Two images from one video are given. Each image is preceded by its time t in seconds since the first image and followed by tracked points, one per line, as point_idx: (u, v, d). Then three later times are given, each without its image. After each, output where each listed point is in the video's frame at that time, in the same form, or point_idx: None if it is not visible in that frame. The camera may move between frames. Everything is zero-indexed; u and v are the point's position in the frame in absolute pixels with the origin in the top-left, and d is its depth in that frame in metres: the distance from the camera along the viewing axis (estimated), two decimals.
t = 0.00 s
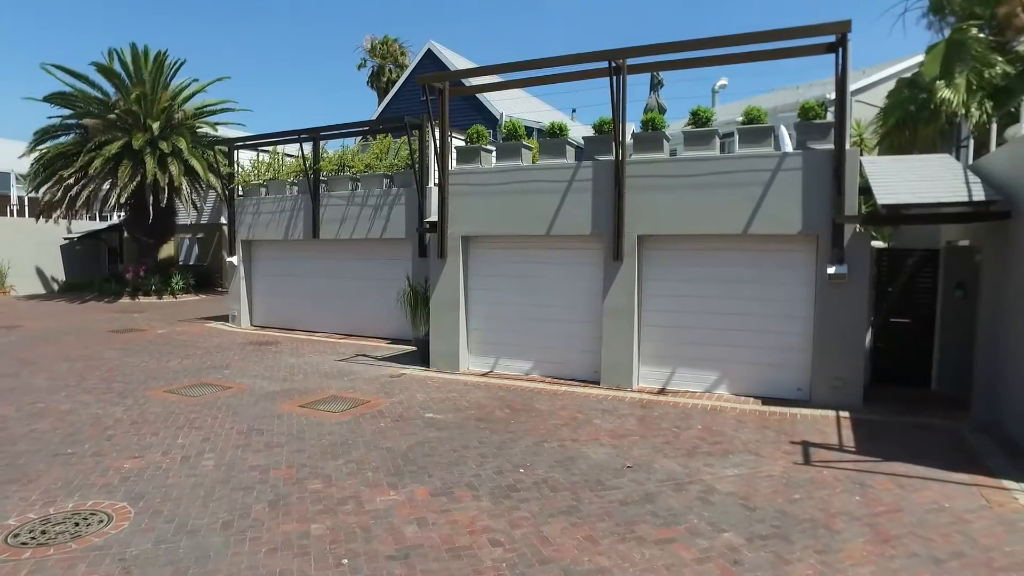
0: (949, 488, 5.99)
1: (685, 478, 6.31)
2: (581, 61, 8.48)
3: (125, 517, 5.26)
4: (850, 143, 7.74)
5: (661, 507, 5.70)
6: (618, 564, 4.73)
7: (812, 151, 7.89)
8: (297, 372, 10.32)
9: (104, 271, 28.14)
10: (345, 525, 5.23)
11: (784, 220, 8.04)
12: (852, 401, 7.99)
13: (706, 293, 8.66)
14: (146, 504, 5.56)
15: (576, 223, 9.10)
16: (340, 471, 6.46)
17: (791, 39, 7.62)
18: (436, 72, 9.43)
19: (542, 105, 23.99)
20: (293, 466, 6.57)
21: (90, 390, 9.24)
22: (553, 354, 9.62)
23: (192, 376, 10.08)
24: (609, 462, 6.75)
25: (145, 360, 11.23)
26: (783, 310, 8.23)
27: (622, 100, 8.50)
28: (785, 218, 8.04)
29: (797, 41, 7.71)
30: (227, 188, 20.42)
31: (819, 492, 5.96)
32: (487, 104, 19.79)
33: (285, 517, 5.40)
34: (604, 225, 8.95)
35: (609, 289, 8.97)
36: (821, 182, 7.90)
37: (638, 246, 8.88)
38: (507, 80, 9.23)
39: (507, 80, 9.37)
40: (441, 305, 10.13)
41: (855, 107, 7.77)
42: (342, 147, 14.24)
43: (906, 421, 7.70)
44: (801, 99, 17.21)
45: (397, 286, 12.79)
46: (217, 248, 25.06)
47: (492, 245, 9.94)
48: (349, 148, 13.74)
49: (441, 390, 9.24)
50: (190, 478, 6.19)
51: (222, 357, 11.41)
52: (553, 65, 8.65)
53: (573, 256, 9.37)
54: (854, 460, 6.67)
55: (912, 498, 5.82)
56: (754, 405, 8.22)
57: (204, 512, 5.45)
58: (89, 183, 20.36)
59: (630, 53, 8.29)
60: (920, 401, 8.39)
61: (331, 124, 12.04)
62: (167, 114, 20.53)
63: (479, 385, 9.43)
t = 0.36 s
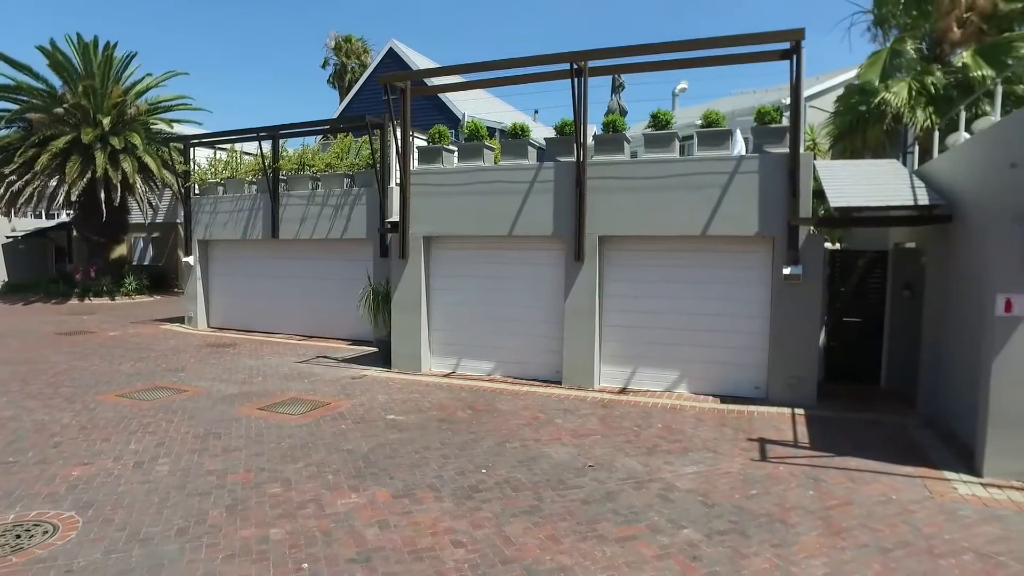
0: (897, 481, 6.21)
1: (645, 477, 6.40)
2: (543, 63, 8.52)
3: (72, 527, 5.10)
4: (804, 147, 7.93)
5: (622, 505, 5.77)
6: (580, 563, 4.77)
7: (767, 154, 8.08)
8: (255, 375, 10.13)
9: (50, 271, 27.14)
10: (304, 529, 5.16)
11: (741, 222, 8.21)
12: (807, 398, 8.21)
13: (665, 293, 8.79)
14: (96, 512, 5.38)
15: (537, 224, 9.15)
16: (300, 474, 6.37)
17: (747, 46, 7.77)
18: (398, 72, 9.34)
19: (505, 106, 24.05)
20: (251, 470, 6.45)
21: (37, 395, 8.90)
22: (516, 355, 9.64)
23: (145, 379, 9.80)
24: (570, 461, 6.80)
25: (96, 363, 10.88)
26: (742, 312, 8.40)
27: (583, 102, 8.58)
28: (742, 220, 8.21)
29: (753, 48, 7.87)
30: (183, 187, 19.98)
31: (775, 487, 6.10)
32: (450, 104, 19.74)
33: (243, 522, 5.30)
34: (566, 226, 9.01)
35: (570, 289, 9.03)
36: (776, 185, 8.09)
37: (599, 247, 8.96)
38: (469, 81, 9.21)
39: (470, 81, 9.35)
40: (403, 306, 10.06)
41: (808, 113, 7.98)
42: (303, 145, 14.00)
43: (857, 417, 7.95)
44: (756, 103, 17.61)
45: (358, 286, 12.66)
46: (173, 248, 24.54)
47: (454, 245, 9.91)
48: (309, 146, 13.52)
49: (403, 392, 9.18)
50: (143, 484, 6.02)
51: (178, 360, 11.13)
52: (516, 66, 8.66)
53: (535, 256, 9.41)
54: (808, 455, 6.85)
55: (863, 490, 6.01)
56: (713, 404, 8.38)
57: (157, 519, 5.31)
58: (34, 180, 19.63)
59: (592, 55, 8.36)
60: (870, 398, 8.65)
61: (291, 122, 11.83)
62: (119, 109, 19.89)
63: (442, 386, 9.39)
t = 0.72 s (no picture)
0: (848, 475, 6.40)
1: (606, 475, 6.46)
2: (504, 64, 8.52)
3: (14, 540, 4.90)
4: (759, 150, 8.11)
5: (583, 504, 5.81)
6: (542, 562, 4.79)
7: (724, 157, 8.23)
8: (211, 378, 9.88)
9: None
10: (262, 535, 5.05)
11: (699, 224, 8.35)
12: (763, 396, 8.39)
13: (625, 293, 8.89)
14: (40, 524, 5.17)
15: (498, 224, 9.15)
16: (257, 478, 6.24)
17: (705, 51, 7.91)
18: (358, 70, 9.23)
19: (466, 106, 24.01)
20: (206, 476, 6.29)
21: None
22: (477, 356, 9.63)
23: (94, 383, 9.46)
24: (531, 461, 6.82)
25: (41, 367, 10.46)
26: (699, 313, 8.63)
27: (545, 103, 8.60)
28: (700, 222, 8.35)
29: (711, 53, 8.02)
30: (132, 183, 19.38)
31: (732, 484, 6.23)
32: (410, 104, 19.60)
33: (198, 529, 5.17)
34: (527, 227, 9.03)
35: (531, 289, 9.06)
36: (732, 187, 8.25)
37: (560, 247, 9.01)
38: (430, 80, 9.15)
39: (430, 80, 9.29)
40: (363, 307, 9.95)
41: (764, 117, 8.14)
42: (260, 143, 13.71)
43: (810, 413, 8.17)
44: (712, 107, 17.96)
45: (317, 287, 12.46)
46: (123, 248, 23.78)
47: (415, 246, 9.84)
48: (267, 144, 13.24)
49: (362, 394, 9.07)
50: (91, 493, 5.81)
51: (129, 363, 10.78)
52: (476, 67, 8.65)
53: (497, 257, 9.41)
54: (763, 452, 7.00)
55: (815, 485, 6.18)
56: (671, 402, 8.51)
57: (107, 528, 5.13)
58: None
59: (552, 57, 8.39)
60: (823, 395, 8.90)
61: (248, 119, 11.58)
62: (64, 102, 19.09)
63: (402, 388, 9.31)
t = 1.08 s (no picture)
0: (806, 471, 6.57)
1: (572, 475, 6.51)
2: (469, 64, 8.51)
3: None
4: (721, 153, 8.26)
5: (549, 504, 5.84)
6: (509, 562, 4.80)
7: (686, 160, 8.36)
8: (169, 381, 9.63)
9: None
10: (224, 542, 4.95)
11: (663, 225, 8.46)
12: (724, 394, 8.55)
13: (590, 294, 8.98)
14: None
15: (464, 225, 9.13)
16: (219, 483, 6.11)
17: (669, 54, 8.01)
18: (322, 68, 9.11)
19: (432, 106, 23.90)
20: (165, 481, 6.13)
21: None
22: (442, 357, 9.59)
23: (45, 388, 9.13)
24: (497, 461, 6.83)
25: None
26: (662, 313, 8.74)
27: (510, 104, 8.62)
28: (663, 223, 8.46)
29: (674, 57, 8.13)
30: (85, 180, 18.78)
31: (695, 481, 6.33)
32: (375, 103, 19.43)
33: (156, 537, 5.04)
34: (493, 228, 9.03)
35: (496, 290, 9.07)
36: (695, 189, 8.38)
37: (525, 248, 9.04)
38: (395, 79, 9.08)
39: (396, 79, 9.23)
40: (327, 308, 9.84)
41: (725, 121, 8.28)
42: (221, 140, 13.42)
43: (770, 411, 8.36)
44: (675, 110, 18.21)
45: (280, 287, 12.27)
46: (75, 247, 23.03)
47: (380, 246, 9.76)
48: (228, 142, 12.98)
49: (326, 395, 8.96)
50: (41, 502, 5.62)
51: (82, 366, 10.45)
52: (442, 66, 8.62)
53: (463, 258, 9.39)
54: (725, 450, 7.13)
55: (775, 481, 6.32)
56: (636, 401, 8.61)
57: (58, 538, 4.97)
58: None
59: (517, 58, 8.41)
60: (783, 394, 9.11)
61: (207, 116, 11.33)
62: (11, 95, 18.35)
63: (367, 389, 9.23)
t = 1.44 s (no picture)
0: (764, 467, 6.71)
1: (536, 474, 6.53)
2: (432, 64, 8.47)
3: None
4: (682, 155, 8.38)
5: (513, 504, 5.85)
6: (473, 563, 4.79)
7: (648, 161, 8.45)
8: (123, 384, 9.36)
9: None
10: (179, 549, 4.83)
11: (625, 226, 8.55)
12: (685, 393, 8.67)
13: (553, 294, 9.03)
14: None
15: (427, 225, 9.08)
16: (175, 489, 5.96)
17: (630, 57, 8.10)
18: (282, 65, 8.95)
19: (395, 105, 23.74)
20: (117, 488, 5.96)
21: None
22: (406, 357, 9.53)
23: None
24: (461, 462, 6.81)
25: None
26: (624, 312, 8.84)
27: (474, 104, 8.61)
28: (625, 224, 8.55)
29: (636, 60, 8.23)
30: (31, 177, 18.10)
31: (657, 479, 6.41)
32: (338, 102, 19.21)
33: (109, 546, 4.89)
34: (456, 227, 9.01)
35: (460, 290, 9.05)
36: (656, 191, 8.48)
37: (489, 248, 9.05)
38: (357, 77, 8.99)
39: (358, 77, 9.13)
40: (287, 309, 9.69)
41: (686, 124, 8.40)
42: (178, 137, 13.09)
43: (730, 409, 8.51)
44: (637, 112, 18.44)
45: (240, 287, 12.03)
46: (21, 247, 22.19)
47: (342, 246, 9.65)
48: (185, 139, 12.69)
49: (287, 398, 8.81)
50: None
51: (30, 370, 10.07)
52: (405, 65, 8.56)
53: (426, 258, 9.35)
54: (686, 448, 7.24)
55: (735, 477, 6.45)
56: (599, 401, 8.68)
57: (2, 551, 4.77)
58: None
59: (480, 59, 8.40)
60: (742, 392, 9.29)
61: (164, 113, 11.03)
62: None
63: (329, 391, 9.11)
